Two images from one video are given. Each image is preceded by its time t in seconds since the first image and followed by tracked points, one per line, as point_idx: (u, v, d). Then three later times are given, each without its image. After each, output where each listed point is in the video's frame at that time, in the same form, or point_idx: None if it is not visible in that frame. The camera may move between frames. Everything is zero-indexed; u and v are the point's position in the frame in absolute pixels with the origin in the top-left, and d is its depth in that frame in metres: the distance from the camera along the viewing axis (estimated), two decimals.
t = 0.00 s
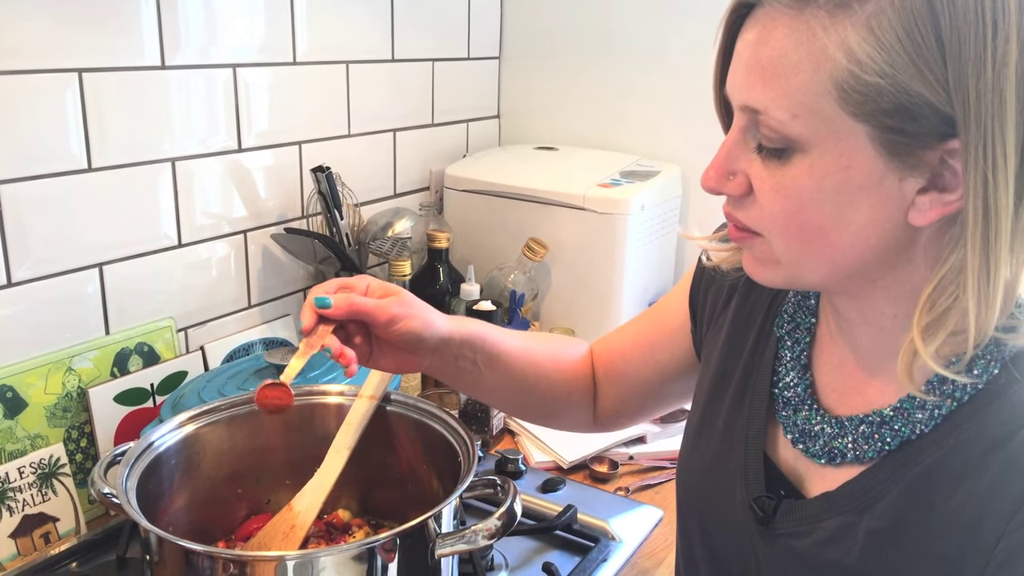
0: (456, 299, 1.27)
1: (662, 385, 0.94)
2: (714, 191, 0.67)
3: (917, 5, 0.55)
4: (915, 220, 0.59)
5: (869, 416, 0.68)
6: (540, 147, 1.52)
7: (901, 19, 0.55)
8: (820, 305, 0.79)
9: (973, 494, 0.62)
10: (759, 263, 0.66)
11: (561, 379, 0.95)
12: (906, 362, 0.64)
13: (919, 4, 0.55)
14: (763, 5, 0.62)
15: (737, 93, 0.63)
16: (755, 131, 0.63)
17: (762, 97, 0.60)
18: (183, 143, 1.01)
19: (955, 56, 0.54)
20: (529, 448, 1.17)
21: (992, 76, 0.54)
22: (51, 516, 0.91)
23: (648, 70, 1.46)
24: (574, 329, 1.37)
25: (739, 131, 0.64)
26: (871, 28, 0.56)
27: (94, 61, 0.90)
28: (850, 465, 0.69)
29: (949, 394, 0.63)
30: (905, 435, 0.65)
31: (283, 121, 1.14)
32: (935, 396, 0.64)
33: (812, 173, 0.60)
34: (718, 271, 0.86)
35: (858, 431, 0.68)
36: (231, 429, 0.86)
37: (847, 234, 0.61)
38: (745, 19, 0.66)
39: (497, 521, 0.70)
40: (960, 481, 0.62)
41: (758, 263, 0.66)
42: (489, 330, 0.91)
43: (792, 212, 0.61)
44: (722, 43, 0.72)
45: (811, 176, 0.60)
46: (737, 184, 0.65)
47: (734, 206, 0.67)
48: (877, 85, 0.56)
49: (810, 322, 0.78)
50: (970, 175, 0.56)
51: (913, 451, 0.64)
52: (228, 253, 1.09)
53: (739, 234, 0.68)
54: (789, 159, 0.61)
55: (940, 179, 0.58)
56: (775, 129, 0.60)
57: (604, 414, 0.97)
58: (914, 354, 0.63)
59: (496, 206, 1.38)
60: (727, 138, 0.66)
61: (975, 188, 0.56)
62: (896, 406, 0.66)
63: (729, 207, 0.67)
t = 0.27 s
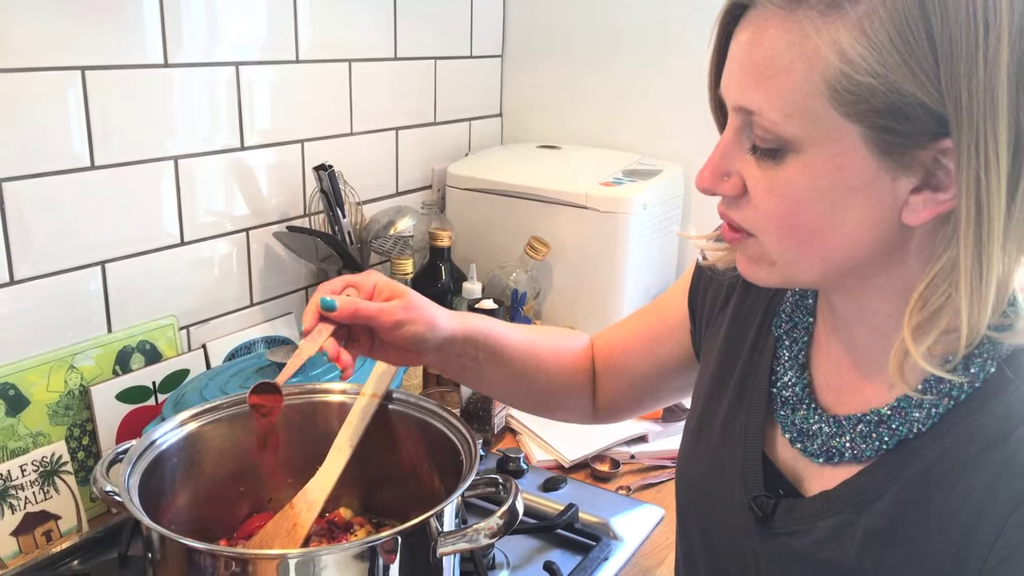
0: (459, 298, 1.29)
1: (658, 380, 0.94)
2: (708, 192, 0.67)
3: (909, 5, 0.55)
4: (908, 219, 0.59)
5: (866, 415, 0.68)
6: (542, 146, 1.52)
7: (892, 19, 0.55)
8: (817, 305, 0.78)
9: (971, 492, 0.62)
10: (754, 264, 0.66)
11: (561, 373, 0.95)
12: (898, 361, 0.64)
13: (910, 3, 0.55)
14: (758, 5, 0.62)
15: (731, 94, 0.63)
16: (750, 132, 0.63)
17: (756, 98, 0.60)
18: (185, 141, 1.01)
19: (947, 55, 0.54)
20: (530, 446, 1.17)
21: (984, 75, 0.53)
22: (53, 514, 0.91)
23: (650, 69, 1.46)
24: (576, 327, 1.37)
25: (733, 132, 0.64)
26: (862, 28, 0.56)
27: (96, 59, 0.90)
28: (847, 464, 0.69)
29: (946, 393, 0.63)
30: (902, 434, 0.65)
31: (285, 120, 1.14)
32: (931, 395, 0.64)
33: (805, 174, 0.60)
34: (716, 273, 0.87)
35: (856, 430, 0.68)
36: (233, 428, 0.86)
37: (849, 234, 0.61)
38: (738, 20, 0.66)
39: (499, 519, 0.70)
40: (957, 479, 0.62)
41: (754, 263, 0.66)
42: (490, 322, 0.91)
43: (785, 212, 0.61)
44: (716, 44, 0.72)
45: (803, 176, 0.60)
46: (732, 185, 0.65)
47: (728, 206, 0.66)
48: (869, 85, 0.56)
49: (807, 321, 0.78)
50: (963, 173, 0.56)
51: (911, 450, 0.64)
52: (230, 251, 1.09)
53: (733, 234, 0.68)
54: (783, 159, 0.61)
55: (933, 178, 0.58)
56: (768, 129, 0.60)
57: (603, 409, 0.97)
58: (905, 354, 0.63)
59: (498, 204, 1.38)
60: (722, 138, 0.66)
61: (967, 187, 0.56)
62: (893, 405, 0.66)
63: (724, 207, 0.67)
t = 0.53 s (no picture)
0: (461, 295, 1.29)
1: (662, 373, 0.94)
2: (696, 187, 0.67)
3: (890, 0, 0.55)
4: (892, 213, 0.59)
5: (857, 408, 0.68)
6: (543, 143, 1.52)
7: (874, 14, 0.55)
8: (810, 299, 0.78)
9: (961, 483, 0.61)
10: (741, 259, 0.66)
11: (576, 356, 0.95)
12: (883, 354, 0.64)
13: None
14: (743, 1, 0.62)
15: (718, 91, 0.63)
16: (737, 128, 0.63)
17: (743, 93, 0.60)
18: (185, 137, 1.01)
19: (928, 50, 0.54)
20: (531, 443, 1.17)
21: (965, 70, 0.53)
22: (53, 509, 0.91)
23: (651, 66, 1.46)
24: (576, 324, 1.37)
25: (721, 128, 0.64)
26: (844, 24, 0.56)
27: (96, 54, 0.90)
28: (838, 458, 0.69)
29: (935, 385, 0.63)
30: (892, 426, 0.65)
31: (285, 115, 1.14)
32: (921, 387, 0.64)
33: (791, 169, 0.59)
34: (711, 268, 0.87)
35: (847, 423, 0.68)
36: (233, 424, 0.86)
37: (848, 230, 0.60)
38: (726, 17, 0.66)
39: (500, 515, 0.69)
40: (947, 471, 0.62)
41: (740, 259, 0.66)
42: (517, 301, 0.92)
43: (772, 207, 0.61)
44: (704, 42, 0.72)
45: (789, 171, 0.60)
46: (720, 181, 0.65)
47: (716, 203, 0.66)
48: (851, 80, 0.56)
49: (800, 316, 0.78)
50: (944, 167, 0.56)
51: (902, 443, 0.64)
52: (230, 247, 1.09)
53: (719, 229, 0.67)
54: (768, 155, 0.61)
55: (919, 172, 0.58)
56: (754, 125, 0.60)
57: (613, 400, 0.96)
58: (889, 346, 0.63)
59: (499, 200, 1.38)
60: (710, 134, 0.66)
61: (948, 181, 0.56)
62: (884, 398, 0.66)
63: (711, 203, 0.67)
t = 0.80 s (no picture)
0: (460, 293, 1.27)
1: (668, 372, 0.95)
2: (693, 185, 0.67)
3: None
4: (883, 205, 0.59)
5: (853, 402, 0.68)
6: (543, 140, 1.52)
7: (863, 9, 0.55)
8: (805, 296, 0.78)
9: (955, 476, 0.61)
10: (741, 256, 0.66)
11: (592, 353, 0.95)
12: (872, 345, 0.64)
13: None
14: None
15: (712, 86, 0.63)
16: (730, 123, 0.63)
17: (734, 88, 0.60)
18: (185, 134, 1.01)
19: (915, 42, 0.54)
20: (532, 441, 1.17)
21: (952, 61, 0.53)
22: (54, 507, 0.91)
23: (652, 64, 1.46)
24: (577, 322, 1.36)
25: (715, 123, 0.64)
26: (833, 18, 0.56)
27: (96, 52, 0.89)
28: (834, 452, 0.69)
29: (929, 378, 0.63)
30: (887, 419, 0.65)
31: (285, 113, 1.13)
32: (915, 380, 0.64)
33: (783, 161, 0.59)
34: (708, 265, 0.87)
35: (843, 417, 0.68)
36: (234, 421, 0.86)
37: (848, 227, 0.60)
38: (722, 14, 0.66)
39: (501, 513, 0.69)
40: (941, 464, 0.62)
41: (743, 257, 0.66)
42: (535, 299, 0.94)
43: (766, 201, 0.61)
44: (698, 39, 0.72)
45: (781, 164, 0.59)
46: (715, 175, 0.64)
47: (713, 199, 0.66)
48: (840, 73, 0.56)
49: (796, 313, 0.77)
50: (932, 159, 0.55)
51: (897, 436, 0.64)
52: (230, 244, 1.09)
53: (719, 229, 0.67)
54: (761, 148, 0.61)
55: (910, 163, 0.58)
56: (746, 119, 0.60)
57: (624, 398, 0.98)
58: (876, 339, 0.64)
59: (499, 198, 1.38)
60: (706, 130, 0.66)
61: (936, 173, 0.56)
62: (879, 392, 0.66)
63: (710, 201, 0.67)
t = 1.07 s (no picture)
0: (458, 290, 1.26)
1: (665, 364, 0.95)
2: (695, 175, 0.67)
3: None
4: (885, 197, 0.59)
5: (854, 398, 0.67)
6: (542, 138, 1.52)
7: None
8: (804, 292, 0.78)
9: (958, 471, 0.61)
10: (742, 247, 0.65)
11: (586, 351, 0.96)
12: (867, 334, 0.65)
13: None
14: None
15: (716, 76, 0.62)
16: (733, 114, 0.62)
17: (738, 78, 0.60)
18: (183, 132, 1.00)
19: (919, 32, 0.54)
20: (531, 439, 1.17)
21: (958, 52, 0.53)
22: (52, 506, 0.91)
23: (651, 61, 1.46)
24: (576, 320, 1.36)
25: (719, 114, 0.64)
26: (838, 8, 0.56)
27: (94, 49, 0.89)
28: (836, 447, 0.69)
29: (931, 372, 0.63)
30: (889, 414, 0.65)
31: (284, 110, 1.13)
32: (918, 374, 0.64)
33: (786, 152, 0.59)
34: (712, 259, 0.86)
35: (844, 413, 0.68)
36: (232, 419, 0.85)
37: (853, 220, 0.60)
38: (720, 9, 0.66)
39: (500, 511, 0.69)
40: (944, 458, 0.62)
41: (743, 250, 0.66)
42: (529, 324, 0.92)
43: (768, 192, 0.61)
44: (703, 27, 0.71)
45: (784, 155, 0.59)
46: (717, 166, 0.64)
47: (714, 190, 0.66)
48: (844, 62, 0.56)
49: (795, 309, 0.77)
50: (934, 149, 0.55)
51: (899, 430, 0.64)
52: (228, 242, 1.09)
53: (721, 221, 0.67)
54: (765, 139, 0.60)
55: (912, 155, 0.58)
56: (750, 108, 0.60)
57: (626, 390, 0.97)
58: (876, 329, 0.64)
59: (498, 196, 1.37)
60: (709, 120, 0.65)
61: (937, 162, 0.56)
62: (880, 387, 0.66)
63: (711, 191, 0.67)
